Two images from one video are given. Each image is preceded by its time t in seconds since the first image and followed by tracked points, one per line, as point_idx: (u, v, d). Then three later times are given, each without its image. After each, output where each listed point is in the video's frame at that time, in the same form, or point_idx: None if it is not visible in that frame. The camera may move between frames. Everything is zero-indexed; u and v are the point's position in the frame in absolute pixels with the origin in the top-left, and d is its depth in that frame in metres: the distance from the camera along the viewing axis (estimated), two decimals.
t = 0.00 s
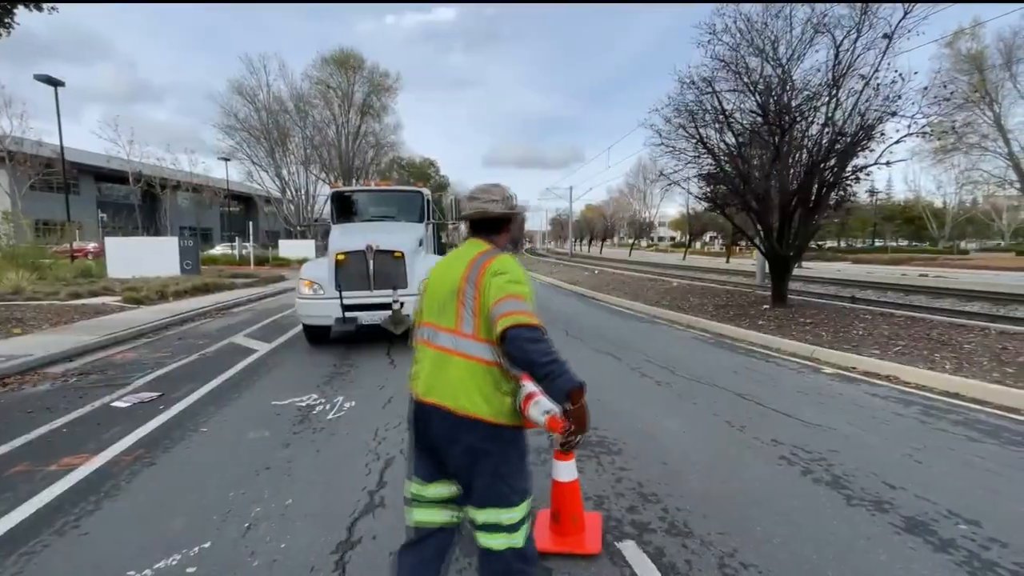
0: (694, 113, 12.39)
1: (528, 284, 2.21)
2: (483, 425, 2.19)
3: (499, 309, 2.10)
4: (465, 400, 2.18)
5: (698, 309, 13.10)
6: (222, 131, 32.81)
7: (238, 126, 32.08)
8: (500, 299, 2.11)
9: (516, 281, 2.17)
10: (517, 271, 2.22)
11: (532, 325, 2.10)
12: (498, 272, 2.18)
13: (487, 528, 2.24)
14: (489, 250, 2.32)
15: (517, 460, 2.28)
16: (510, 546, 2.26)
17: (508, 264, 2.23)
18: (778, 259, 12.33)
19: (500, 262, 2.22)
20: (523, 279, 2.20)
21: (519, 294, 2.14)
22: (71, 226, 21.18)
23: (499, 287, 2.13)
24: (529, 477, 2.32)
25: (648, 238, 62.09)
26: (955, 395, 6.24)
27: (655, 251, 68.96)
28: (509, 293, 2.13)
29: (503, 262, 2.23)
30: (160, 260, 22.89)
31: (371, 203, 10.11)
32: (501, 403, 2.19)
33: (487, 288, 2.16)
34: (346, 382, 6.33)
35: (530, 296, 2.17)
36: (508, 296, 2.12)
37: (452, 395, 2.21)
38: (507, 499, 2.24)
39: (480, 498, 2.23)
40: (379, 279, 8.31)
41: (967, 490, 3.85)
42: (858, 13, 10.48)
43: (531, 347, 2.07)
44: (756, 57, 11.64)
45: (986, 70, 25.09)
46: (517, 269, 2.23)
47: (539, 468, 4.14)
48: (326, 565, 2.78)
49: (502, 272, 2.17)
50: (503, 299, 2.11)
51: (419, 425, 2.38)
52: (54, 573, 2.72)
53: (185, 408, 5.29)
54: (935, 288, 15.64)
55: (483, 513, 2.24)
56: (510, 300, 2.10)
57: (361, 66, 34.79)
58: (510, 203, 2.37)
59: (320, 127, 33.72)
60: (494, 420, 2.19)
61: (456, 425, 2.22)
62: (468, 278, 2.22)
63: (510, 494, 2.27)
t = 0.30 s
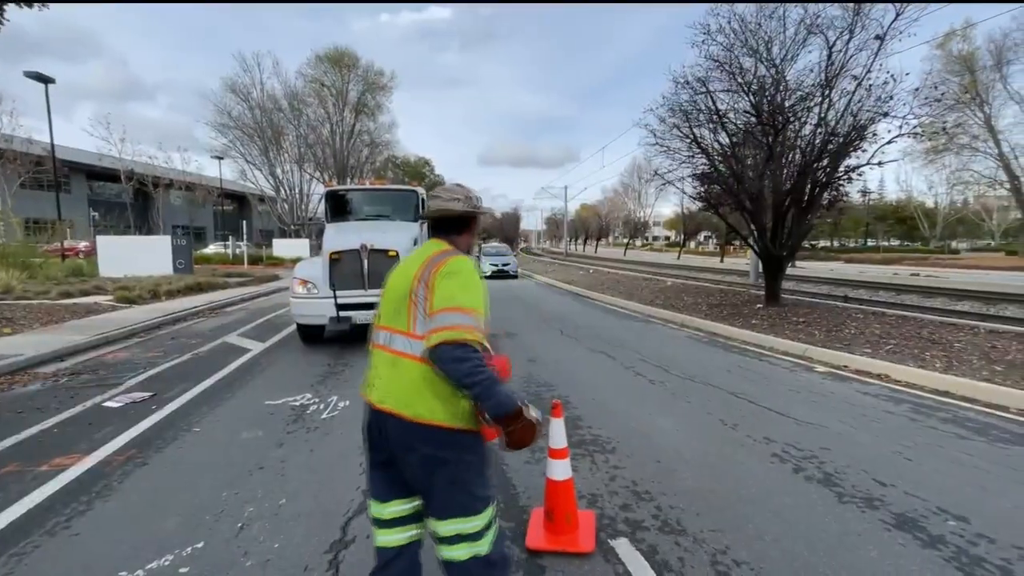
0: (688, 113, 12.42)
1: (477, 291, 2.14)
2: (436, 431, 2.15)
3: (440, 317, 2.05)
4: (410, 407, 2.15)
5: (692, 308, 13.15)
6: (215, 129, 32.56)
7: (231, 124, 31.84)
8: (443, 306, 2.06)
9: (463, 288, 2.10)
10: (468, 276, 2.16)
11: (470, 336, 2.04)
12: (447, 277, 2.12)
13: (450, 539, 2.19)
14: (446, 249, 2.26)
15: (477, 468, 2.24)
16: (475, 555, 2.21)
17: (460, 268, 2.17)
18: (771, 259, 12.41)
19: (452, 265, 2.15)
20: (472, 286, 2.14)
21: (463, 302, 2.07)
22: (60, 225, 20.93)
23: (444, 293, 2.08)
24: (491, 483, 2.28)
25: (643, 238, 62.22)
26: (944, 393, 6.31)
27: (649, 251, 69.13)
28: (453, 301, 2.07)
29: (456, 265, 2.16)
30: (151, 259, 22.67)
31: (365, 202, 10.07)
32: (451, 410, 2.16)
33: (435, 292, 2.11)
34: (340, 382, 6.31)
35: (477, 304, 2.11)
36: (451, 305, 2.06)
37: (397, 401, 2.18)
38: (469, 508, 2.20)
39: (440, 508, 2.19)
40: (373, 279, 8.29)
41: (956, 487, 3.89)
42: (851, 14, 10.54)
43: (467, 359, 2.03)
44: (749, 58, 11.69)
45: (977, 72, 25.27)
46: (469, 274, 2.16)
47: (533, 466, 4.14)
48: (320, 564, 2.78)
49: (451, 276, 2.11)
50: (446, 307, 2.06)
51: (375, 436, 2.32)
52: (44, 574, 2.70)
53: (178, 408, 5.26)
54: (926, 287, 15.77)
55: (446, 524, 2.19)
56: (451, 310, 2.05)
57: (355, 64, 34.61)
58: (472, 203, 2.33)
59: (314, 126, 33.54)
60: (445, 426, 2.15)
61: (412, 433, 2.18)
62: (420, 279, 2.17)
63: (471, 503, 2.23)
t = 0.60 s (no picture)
0: (678, 111, 12.45)
1: (427, 300, 1.88)
2: (385, 442, 1.97)
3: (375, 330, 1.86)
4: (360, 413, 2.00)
5: (682, 306, 13.24)
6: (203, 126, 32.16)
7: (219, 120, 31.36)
8: (379, 318, 1.86)
9: (409, 296, 1.88)
10: (419, 282, 1.91)
11: (403, 352, 1.82)
12: (394, 282, 1.91)
13: (403, 558, 1.98)
14: (408, 248, 2.05)
15: (434, 485, 2.00)
16: None
17: (412, 271, 1.93)
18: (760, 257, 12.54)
19: (404, 268, 1.93)
20: (419, 294, 1.89)
21: (403, 313, 1.85)
22: (44, 222, 20.58)
23: (385, 301, 1.88)
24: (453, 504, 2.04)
25: (634, 236, 62.48)
26: (928, 389, 6.41)
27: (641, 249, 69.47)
28: (392, 312, 1.86)
29: (408, 268, 1.93)
30: (138, 257, 22.38)
31: (355, 200, 10.02)
32: (401, 421, 1.96)
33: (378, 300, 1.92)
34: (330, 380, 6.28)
35: (422, 314, 1.86)
36: (388, 317, 1.85)
37: (348, 407, 2.04)
38: (422, 529, 1.98)
39: (391, 525, 1.99)
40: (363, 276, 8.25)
41: (939, 480, 3.97)
42: (839, 15, 10.63)
43: (399, 377, 1.81)
44: (739, 57, 11.75)
45: (962, 72, 25.65)
46: (421, 278, 1.91)
47: (524, 463, 4.16)
48: (310, 563, 2.77)
49: (398, 282, 1.90)
50: (383, 318, 1.86)
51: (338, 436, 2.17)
52: None
53: (166, 408, 5.21)
54: (911, 285, 16.00)
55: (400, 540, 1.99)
56: (385, 323, 1.84)
57: (346, 61, 34.35)
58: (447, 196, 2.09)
59: (303, 123, 33.25)
60: (393, 437, 1.96)
61: (365, 441, 2.01)
62: (372, 281, 2.00)
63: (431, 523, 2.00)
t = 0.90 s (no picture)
0: (666, 109, 12.49)
1: (375, 320, 1.67)
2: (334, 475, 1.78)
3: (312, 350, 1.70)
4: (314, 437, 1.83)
5: (669, 302, 13.37)
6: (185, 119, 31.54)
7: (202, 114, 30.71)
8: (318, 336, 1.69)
9: (355, 316, 1.69)
10: (372, 298, 1.71)
11: (332, 383, 1.62)
12: (345, 296, 1.74)
13: None
14: (379, 254, 1.87)
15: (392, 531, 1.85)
16: None
17: (368, 286, 1.74)
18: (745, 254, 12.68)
19: (361, 280, 1.76)
20: (367, 312, 1.68)
21: (346, 336, 1.67)
22: (20, 217, 20.05)
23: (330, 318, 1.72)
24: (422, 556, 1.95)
25: (622, 233, 62.69)
26: (908, 383, 6.56)
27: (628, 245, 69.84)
28: (333, 331, 1.69)
29: (364, 281, 1.75)
30: (118, 253, 21.92)
31: (342, 196, 9.93)
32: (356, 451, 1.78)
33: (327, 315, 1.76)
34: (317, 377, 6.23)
35: (365, 337, 1.66)
36: (328, 338, 1.68)
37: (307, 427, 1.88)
38: None
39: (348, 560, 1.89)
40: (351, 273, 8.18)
41: (918, 471, 4.07)
42: (823, 15, 10.78)
43: (327, 410, 1.62)
44: (726, 55, 11.84)
45: (942, 73, 26.13)
46: (374, 293, 1.72)
47: (513, 458, 4.18)
48: (299, 560, 2.76)
49: (350, 297, 1.73)
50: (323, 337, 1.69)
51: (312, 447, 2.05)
52: None
53: (149, 406, 5.12)
54: (891, 281, 16.35)
55: None
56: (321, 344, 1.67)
57: (332, 55, 33.91)
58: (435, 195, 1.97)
59: (289, 117, 32.79)
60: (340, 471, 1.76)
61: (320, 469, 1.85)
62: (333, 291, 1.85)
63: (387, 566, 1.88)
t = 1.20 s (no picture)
0: (650, 106, 12.53)
1: (301, 327, 1.39)
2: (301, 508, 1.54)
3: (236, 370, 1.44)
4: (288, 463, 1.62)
5: (652, 298, 13.51)
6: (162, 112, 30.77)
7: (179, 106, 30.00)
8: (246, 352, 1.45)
9: (284, 322, 1.42)
10: (306, 302, 1.43)
11: (246, 411, 1.33)
12: (280, 301, 1.49)
13: None
14: (338, 249, 1.62)
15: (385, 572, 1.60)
16: None
17: (304, 288, 1.46)
18: (728, 250, 12.85)
19: (301, 282, 1.50)
20: (296, 321, 1.41)
21: (266, 348, 1.38)
22: None
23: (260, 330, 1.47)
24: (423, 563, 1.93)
25: (607, 229, 62.96)
26: (884, 376, 6.74)
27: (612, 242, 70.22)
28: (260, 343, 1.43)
29: (302, 282, 1.49)
30: (92, 248, 21.32)
31: (326, 191, 9.81)
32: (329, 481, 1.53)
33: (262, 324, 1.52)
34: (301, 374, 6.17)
35: (292, 348, 1.38)
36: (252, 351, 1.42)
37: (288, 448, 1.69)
38: None
39: None
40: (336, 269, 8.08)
41: (893, 461, 4.19)
42: (803, 15, 10.95)
43: (240, 444, 1.34)
44: (709, 54, 11.95)
45: (917, 74, 26.72)
46: (308, 295, 1.45)
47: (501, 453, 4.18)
48: (285, 557, 2.75)
49: (285, 301, 1.47)
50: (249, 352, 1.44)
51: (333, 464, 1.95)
52: None
53: (128, 405, 5.01)
54: (867, 278, 16.77)
55: None
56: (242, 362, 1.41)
57: (314, 48, 33.33)
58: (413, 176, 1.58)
59: (270, 111, 32.19)
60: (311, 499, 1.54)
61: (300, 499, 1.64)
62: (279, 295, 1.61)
63: None
